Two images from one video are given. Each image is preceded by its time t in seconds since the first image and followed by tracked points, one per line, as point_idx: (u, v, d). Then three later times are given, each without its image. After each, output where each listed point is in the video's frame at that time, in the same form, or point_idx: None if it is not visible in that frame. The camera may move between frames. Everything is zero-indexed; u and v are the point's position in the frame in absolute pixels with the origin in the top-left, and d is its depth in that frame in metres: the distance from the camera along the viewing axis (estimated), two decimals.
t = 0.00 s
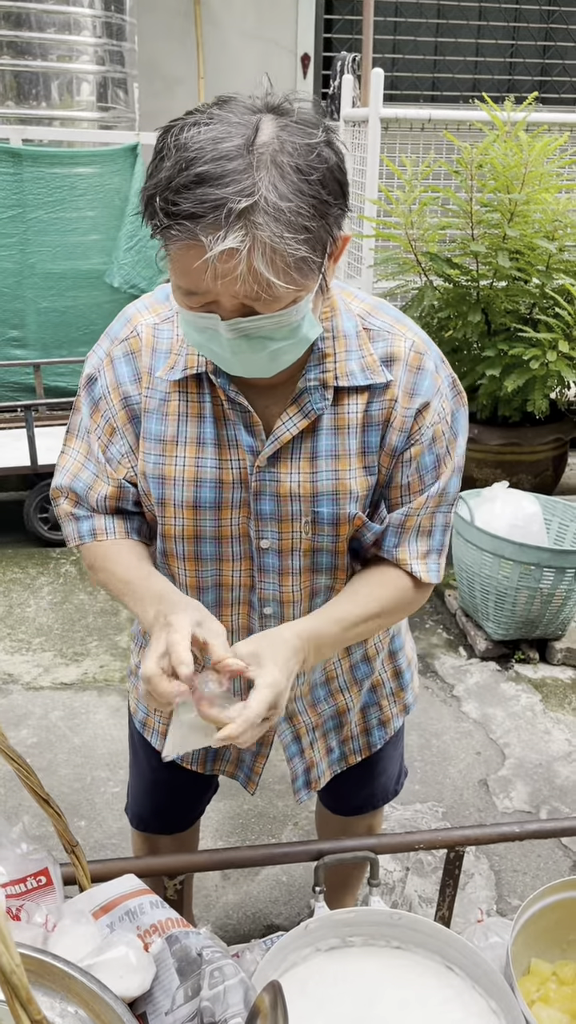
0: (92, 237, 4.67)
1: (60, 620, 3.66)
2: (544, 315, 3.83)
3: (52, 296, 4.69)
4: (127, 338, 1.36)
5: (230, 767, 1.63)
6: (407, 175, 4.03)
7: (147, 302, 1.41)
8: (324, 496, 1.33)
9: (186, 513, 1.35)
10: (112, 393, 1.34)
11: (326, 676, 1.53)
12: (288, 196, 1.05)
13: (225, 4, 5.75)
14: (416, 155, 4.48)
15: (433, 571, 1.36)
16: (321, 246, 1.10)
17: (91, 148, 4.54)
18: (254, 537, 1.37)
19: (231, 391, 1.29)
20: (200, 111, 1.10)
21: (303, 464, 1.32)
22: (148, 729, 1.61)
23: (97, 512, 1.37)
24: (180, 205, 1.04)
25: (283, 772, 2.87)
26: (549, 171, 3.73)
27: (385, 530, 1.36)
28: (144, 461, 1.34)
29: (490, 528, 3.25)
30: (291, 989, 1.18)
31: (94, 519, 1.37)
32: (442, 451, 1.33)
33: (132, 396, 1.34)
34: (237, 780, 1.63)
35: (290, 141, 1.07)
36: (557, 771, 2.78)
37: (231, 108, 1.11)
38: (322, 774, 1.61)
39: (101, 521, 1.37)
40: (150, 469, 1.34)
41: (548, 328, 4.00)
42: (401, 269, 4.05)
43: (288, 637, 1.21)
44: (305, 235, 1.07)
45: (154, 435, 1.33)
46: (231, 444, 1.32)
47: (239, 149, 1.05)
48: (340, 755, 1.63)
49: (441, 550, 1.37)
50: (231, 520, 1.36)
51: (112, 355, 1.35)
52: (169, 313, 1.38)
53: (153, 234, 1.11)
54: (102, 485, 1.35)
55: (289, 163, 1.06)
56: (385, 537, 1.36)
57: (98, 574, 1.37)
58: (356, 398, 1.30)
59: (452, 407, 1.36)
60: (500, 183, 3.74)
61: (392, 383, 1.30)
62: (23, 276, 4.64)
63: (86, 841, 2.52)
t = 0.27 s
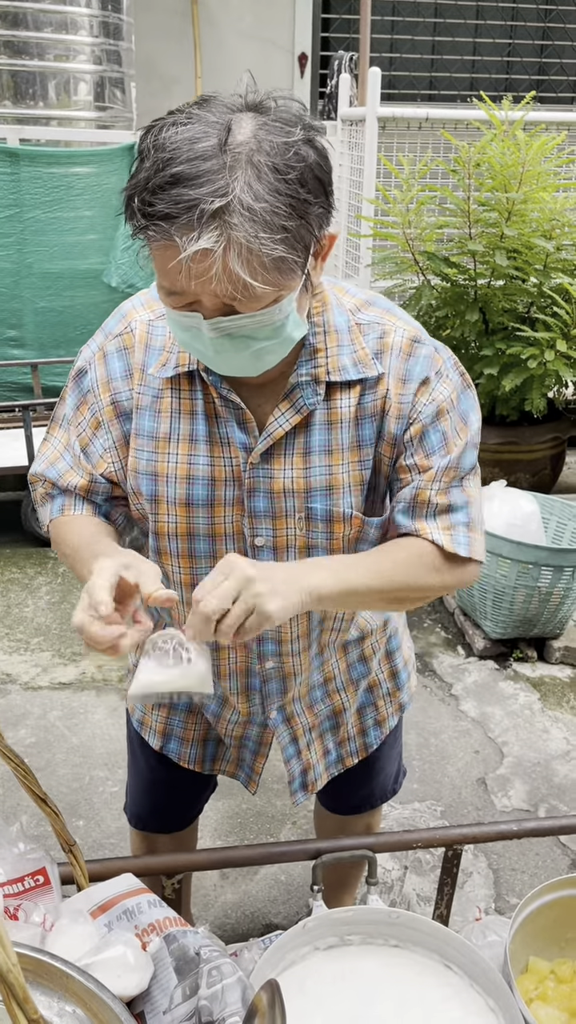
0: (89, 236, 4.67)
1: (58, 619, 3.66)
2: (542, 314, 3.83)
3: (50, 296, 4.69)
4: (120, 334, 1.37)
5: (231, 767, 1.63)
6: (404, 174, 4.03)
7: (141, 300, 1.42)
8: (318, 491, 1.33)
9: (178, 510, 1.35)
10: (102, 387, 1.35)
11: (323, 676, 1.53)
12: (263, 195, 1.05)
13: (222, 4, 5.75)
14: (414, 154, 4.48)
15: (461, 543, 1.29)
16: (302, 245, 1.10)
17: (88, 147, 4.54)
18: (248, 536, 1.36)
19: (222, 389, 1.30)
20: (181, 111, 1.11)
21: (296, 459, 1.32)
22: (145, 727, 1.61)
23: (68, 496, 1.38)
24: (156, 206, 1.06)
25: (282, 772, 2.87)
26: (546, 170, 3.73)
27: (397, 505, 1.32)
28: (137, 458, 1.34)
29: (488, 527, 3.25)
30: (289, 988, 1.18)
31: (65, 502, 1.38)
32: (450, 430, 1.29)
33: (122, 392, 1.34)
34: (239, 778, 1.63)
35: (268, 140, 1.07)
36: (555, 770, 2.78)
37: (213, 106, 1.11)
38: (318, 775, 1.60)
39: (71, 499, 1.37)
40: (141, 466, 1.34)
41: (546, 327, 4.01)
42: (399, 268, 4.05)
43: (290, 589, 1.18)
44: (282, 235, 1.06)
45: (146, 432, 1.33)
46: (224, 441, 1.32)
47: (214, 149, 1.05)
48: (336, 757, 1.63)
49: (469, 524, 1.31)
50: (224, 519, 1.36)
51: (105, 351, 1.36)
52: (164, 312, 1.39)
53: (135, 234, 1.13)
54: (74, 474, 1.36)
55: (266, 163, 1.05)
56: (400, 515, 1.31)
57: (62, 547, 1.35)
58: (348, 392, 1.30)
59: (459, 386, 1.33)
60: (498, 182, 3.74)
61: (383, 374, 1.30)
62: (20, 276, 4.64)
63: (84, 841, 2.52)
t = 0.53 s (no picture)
0: (88, 236, 4.66)
1: (57, 619, 3.66)
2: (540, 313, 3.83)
3: (48, 296, 4.68)
4: (119, 333, 1.36)
5: (235, 768, 1.63)
6: (402, 173, 4.04)
7: (142, 299, 1.42)
8: (324, 490, 1.33)
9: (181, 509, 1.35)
10: (99, 386, 1.35)
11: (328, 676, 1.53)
12: (258, 189, 1.04)
13: (220, 4, 5.74)
14: (412, 153, 4.47)
15: (494, 527, 1.28)
16: (300, 241, 1.09)
17: (86, 147, 4.53)
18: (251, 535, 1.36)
19: (224, 389, 1.29)
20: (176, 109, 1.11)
21: (301, 456, 1.32)
22: (146, 727, 1.62)
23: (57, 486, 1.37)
24: (151, 204, 1.06)
25: (281, 771, 2.86)
26: (544, 169, 3.73)
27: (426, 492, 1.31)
28: (138, 458, 1.34)
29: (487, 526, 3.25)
30: (288, 988, 1.18)
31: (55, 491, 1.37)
32: (464, 416, 1.29)
33: (120, 390, 1.34)
34: (243, 781, 1.62)
35: (264, 135, 1.07)
36: (555, 769, 2.78)
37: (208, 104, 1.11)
38: (323, 778, 1.59)
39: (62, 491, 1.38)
40: (143, 466, 1.34)
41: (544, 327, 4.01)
42: (396, 267, 4.04)
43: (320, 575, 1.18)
44: (280, 231, 1.06)
45: (148, 430, 1.33)
46: (226, 440, 1.32)
47: (209, 145, 1.05)
48: (339, 759, 1.61)
49: (500, 506, 1.30)
50: (228, 518, 1.36)
51: (104, 349, 1.36)
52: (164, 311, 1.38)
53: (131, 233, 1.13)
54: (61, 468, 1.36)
55: (261, 158, 1.05)
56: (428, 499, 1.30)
57: (51, 528, 1.35)
58: (353, 389, 1.30)
59: (473, 376, 1.32)
60: (496, 181, 3.74)
61: (390, 372, 1.30)
62: (18, 275, 4.64)
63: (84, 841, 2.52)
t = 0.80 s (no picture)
0: (87, 236, 4.66)
1: (57, 620, 3.66)
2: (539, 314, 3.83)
3: (47, 297, 4.68)
4: (126, 342, 1.36)
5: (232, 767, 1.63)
6: (401, 173, 4.04)
7: (147, 308, 1.42)
8: (328, 500, 1.32)
9: (188, 517, 1.34)
10: (111, 397, 1.35)
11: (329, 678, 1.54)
12: (263, 191, 1.04)
13: (219, 4, 5.75)
14: (411, 153, 4.47)
15: (462, 569, 1.38)
16: (303, 243, 1.09)
17: (85, 147, 4.54)
18: (258, 540, 1.37)
19: (231, 395, 1.29)
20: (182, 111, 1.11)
21: (307, 466, 1.32)
22: (150, 727, 1.61)
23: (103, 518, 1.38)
24: (156, 203, 1.06)
25: (281, 772, 2.87)
26: (543, 169, 3.74)
27: (407, 537, 1.35)
28: (146, 465, 1.33)
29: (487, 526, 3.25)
30: (290, 990, 1.18)
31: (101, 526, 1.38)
32: (450, 452, 1.36)
33: (131, 399, 1.34)
34: (239, 776, 1.63)
35: (269, 137, 1.07)
36: (555, 769, 2.78)
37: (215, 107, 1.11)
38: (329, 782, 1.60)
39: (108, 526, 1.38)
40: (151, 473, 1.33)
41: (543, 326, 4.02)
42: (396, 268, 4.04)
43: (305, 619, 1.24)
44: (284, 232, 1.06)
45: (155, 438, 1.32)
46: (232, 447, 1.31)
47: (214, 146, 1.05)
48: (346, 763, 1.61)
49: (471, 551, 1.38)
50: (233, 523, 1.35)
51: (112, 360, 1.36)
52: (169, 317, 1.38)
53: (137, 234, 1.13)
54: (107, 496, 1.37)
55: (266, 160, 1.05)
56: (408, 541, 1.35)
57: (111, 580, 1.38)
58: (359, 403, 1.30)
59: (461, 409, 1.38)
60: (495, 181, 3.75)
61: (397, 387, 1.30)
62: (17, 276, 4.64)
63: (84, 842, 2.52)
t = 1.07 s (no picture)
0: (87, 236, 4.66)
1: (57, 620, 3.65)
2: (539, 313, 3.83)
3: (46, 296, 4.68)
4: (131, 338, 1.36)
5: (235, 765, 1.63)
6: (401, 173, 4.03)
7: (153, 304, 1.42)
8: (335, 498, 1.33)
9: (195, 515, 1.34)
10: (115, 393, 1.35)
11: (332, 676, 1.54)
12: (282, 194, 1.04)
13: (219, 4, 5.75)
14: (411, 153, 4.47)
15: (470, 568, 1.39)
16: (319, 245, 1.09)
17: (85, 147, 4.53)
18: (263, 538, 1.36)
19: (239, 393, 1.29)
20: (194, 114, 1.11)
21: (314, 465, 1.32)
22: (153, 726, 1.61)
23: (83, 509, 1.38)
24: (174, 209, 1.05)
25: (282, 772, 2.87)
26: (543, 169, 3.74)
27: (415, 540, 1.36)
28: (152, 463, 1.33)
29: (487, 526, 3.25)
30: (291, 989, 1.18)
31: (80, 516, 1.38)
32: (456, 451, 1.36)
33: (135, 396, 1.34)
34: (242, 777, 1.63)
35: (285, 141, 1.07)
36: (555, 768, 2.78)
37: (227, 109, 1.11)
38: (328, 775, 1.60)
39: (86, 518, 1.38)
40: (158, 471, 1.33)
41: (543, 326, 4.02)
42: (396, 267, 4.04)
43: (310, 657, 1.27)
44: (301, 235, 1.06)
45: (162, 436, 1.32)
46: (239, 446, 1.31)
47: (231, 151, 1.05)
48: (345, 757, 1.63)
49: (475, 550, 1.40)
50: (240, 522, 1.35)
51: (117, 356, 1.35)
52: (175, 314, 1.38)
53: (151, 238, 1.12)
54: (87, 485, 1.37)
55: (282, 164, 1.05)
56: (415, 543, 1.37)
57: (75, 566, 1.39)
58: (366, 402, 1.30)
59: (465, 406, 1.38)
60: (495, 180, 3.75)
61: (404, 388, 1.30)
62: (17, 275, 4.64)
63: (85, 841, 2.52)
